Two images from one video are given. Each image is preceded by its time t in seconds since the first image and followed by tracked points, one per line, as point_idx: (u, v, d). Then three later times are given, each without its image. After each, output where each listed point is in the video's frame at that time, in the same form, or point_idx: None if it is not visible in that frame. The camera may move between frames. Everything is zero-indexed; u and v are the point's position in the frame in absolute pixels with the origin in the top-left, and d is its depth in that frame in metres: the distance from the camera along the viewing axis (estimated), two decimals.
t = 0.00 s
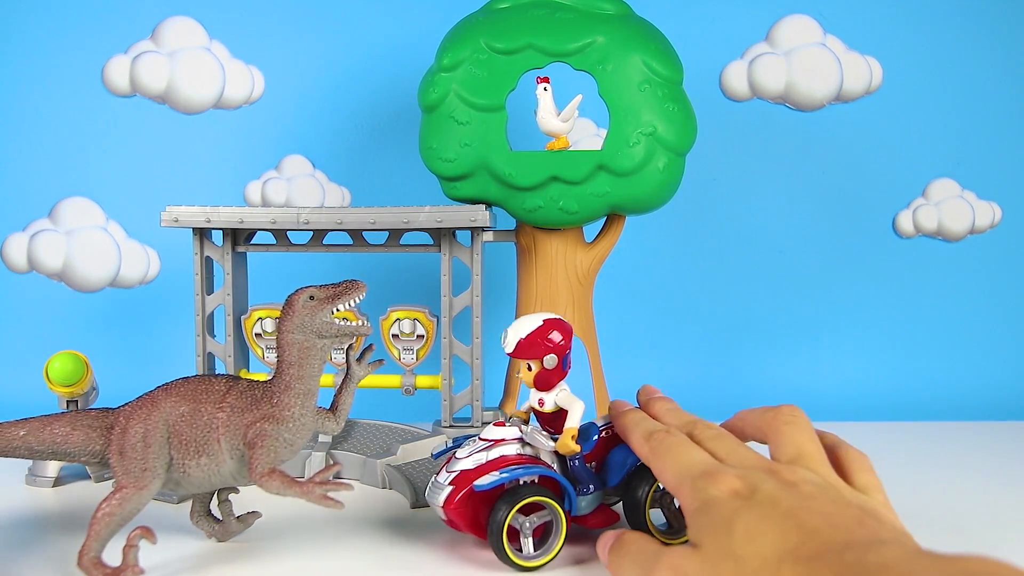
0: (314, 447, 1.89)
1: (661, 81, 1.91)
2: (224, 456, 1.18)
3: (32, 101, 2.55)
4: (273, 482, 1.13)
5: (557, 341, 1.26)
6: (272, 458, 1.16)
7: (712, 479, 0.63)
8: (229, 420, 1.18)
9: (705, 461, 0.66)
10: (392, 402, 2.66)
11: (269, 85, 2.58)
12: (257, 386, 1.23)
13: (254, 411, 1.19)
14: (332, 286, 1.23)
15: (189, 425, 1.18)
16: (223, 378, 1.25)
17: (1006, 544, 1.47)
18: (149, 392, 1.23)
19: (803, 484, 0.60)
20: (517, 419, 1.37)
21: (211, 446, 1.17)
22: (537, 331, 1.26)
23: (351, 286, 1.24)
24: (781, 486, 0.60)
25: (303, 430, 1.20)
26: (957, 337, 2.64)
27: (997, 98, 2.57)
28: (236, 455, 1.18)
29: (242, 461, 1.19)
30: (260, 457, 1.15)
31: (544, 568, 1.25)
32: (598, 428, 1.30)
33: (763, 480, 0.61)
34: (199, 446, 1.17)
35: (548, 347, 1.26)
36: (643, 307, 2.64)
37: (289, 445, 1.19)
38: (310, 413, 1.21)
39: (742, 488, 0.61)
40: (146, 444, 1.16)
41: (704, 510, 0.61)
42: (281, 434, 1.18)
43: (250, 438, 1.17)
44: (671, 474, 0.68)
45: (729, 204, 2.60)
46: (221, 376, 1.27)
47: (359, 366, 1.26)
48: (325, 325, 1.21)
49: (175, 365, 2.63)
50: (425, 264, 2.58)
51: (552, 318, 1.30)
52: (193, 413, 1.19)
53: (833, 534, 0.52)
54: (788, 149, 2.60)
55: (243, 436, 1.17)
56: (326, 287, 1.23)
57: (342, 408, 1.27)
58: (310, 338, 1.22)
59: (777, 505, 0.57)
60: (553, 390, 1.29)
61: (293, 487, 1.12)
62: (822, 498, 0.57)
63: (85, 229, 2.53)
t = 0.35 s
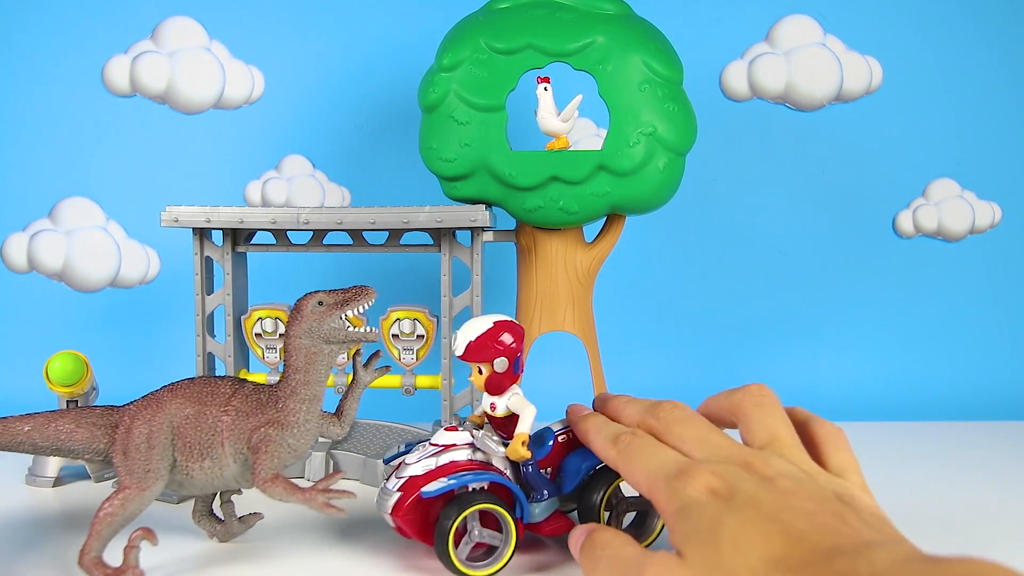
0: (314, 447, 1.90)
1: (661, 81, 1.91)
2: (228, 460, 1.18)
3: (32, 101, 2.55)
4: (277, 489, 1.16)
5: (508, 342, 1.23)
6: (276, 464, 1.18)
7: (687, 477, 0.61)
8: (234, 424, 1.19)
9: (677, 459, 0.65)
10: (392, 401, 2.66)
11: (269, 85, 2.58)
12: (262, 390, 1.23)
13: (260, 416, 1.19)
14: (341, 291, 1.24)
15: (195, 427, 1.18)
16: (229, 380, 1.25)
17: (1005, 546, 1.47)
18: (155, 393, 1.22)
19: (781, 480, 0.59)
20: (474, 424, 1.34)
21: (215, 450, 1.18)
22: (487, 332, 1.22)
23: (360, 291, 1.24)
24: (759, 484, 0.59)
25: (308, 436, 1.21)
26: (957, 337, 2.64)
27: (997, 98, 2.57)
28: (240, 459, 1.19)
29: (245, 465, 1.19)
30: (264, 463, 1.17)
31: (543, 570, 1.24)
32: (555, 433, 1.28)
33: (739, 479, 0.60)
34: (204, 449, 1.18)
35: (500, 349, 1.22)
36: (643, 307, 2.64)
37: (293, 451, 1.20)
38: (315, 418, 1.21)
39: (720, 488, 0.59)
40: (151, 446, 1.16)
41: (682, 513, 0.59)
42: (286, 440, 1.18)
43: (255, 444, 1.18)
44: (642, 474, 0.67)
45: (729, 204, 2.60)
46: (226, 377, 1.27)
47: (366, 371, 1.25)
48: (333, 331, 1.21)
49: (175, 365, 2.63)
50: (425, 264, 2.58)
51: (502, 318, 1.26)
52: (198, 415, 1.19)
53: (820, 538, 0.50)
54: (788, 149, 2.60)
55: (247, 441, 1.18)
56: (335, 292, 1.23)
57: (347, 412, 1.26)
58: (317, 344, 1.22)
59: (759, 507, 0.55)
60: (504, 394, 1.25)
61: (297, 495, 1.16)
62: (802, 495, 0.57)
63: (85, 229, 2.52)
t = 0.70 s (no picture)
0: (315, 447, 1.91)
1: (661, 81, 1.91)
2: (231, 477, 1.27)
3: (32, 101, 2.55)
4: (282, 514, 1.26)
5: (574, 338, 1.42)
6: (282, 487, 1.28)
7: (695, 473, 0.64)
8: (242, 442, 1.28)
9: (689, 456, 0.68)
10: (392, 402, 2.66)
11: (269, 85, 2.58)
12: (272, 409, 1.33)
13: (269, 437, 1.29)
14: (361, 322, 1.34)
15: (201, 441, 1.26)
16: (236, 394, 1.33)
17: (1008, 548, 1.46)
18: (159, 396, 1.29)
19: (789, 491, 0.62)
20: (536, 417, 1.50)
21: (221, 466, 1.27)
22: (553, 330, 1.42)
23: (378, 325, 1.34)
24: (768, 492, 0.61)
25: (310, 458, 1.31)
26: (958, 337, 2.64)
27: (996, 98, 2.58)
28: (243, 478, 1.28)
29: (248, 484, 1.29)
30: (271, 486, 1.26)
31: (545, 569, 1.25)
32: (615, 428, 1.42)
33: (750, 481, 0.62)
34: (209, 464, 1.26)
35: (566, 345, 1.41)
36: (643, 307, 2.64)
37: (296, 473, 1.30)
38: (319, 442, 1.32)
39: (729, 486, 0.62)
40: (155, 454, 1.24)
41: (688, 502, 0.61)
42: (292, 464, 1.29)
43: (263, 466, 1.27)
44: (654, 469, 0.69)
45: (729, 204, 2.61)
46: (231, 388, 1.35)
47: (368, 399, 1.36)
48: (350, 360, 1.33)
49: (174, 366, 2.63)
50: (425, 264, 2.58)
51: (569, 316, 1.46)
52: (208, 429, 1.27)
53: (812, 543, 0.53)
54: (789, 149, 2.60)
55: (255, 461, 1.28)
56: (357, 322, 1.34)
57: (341, 434, 1.36)
58: (333, 371, 1.33)
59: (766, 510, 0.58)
60: (571, 387, 1.44)
61: (303, 522, 1.26)
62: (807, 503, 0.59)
63: (85, 229, 2.56)
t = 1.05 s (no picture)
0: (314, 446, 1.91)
1: (661, 81, 1.91)
2: (222, 477, 1.27)
3: (32, 101, 2.55)
4: (272, 514, 1.26)
5: (574, 338, 1.42)
6: (272, 488, 1.27)
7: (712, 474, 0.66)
8: (233, 442, 1.27)
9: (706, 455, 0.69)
10: (392, 402, 2.66)
11: (269, 85, 2.58)
12: (264, 408, 1.32)
13: (260, 437, 1.28)
14: (354, 321, 1.33)
15: (191, 441, 1.26)
16: (228, 394, 1.33)
17: (1008, 548, 1.46)
18: (151, 397, 1.29)
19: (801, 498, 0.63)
20: (536, 417, 1.50)
21: (211, 465, 1.27)
22: (553, 330, 1.42)
23: (371, 325, 1.33)
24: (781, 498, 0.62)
25: (302, 457, 1.31)
26: (958, 337, 2.64)
27: (996, 98, 2.58)
28: (234, 478, 1.28)
29: (239, 484, 1.29)
30: (261, 487, 1.26)
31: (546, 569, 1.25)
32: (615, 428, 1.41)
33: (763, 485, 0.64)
34: (199, 463, 1.26)
35: (566, 344, 1.41)
36: (643, 308, 2.64)
37: (287, 473, 1.29)
38: (311, 441, 1.31)
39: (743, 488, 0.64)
40: (146, 454, 1.24)
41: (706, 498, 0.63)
42: (282, 464, 1.28)
43: (253, 466, 1.27)
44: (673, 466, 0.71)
45: (729, 204, 2.61)
46: (223, 387, 1.35)
47: (362, 398, 1.35)
48: (342, 359, 1.32)
49: (174, 366, 2.63)
50: (425, 264, 2.57)
51: (569, 316, 1.46)
52: (198, 428, 1.27)
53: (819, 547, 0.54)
54: (789, 149, 2.60)
55: (245, 461, 1.27)
56: (349, 322, 1.33)
57: (336, 433, 1.35)
58: (324, 370, 1.32)
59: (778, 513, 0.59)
60: (571, 387, 1.44)
61: (292, 522, 1.26)
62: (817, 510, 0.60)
63: (85, 229, 2.56)
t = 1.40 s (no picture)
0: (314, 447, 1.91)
1: (661, 81, 1.91)
2: (216, 474, 1.28)
3: (32, 101, 2.55)
4: (266, 509, 1.26)
5: (574, 338, 1.42)
6: (267, 484, 1.28)
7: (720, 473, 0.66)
8: (227, 439, 1.28)
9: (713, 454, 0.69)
10: (391, 402, 2.66)
11: (269, 85, 2.58)
12: (257, 405, 1.33)
13: (254, 433, 1.29)
14: (346, 316, 1.33)
15: (185, 439, 1.27)
16: (222, 391, 1.34)
17: (1008, 548, 1.46)
18: (145, 395, 1.30)
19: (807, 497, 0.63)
20: (536, 416, 1.50)
21: (205, 463, 1.27)
22: (554, 330, 1.42)
23: (363, 320, 1.33)
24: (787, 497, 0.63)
25: (297, 454, 1.31)
26: (959, 337, 2.64)
27: (996, 98, 2.58)
28: (229, 474, 1.28)
29: (234, 480, 1.29)
30: (255, 483, 1.26)
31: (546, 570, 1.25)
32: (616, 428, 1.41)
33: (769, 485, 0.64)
34: (193, 461, 1.27)
35: (566, 345, 1.41)
36: (643, 307, 2.64)
37: (281, 469, 1.30)
38: (305, 437, 1.32)
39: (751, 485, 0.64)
40: (140, 452, 1.24)
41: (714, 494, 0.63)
42: (276, 460, 1.29)
43: (247, 462, 1.27)
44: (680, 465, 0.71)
45: (729, 204, 2.61)
46: (217, 385, 1.35)
47: (355, 394, 1.36)
48: (335, 355, 1.32)
49: (174, 366, 2.63)
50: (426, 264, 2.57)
51: (569, 316, 1.45)
52: (192, 426, 1.28)
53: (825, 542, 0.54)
54: (789, 149, 2.59)
55: (239, 457, 1.28)
56: (340, 317, 1.33)
57: (330, 431, 1.36)
58: (317, 365, 1.32)
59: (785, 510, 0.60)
60: (572, 387, 1.44)
61: (287, 518, 1.26)
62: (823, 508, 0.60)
63: (85, 229, 2.56)
